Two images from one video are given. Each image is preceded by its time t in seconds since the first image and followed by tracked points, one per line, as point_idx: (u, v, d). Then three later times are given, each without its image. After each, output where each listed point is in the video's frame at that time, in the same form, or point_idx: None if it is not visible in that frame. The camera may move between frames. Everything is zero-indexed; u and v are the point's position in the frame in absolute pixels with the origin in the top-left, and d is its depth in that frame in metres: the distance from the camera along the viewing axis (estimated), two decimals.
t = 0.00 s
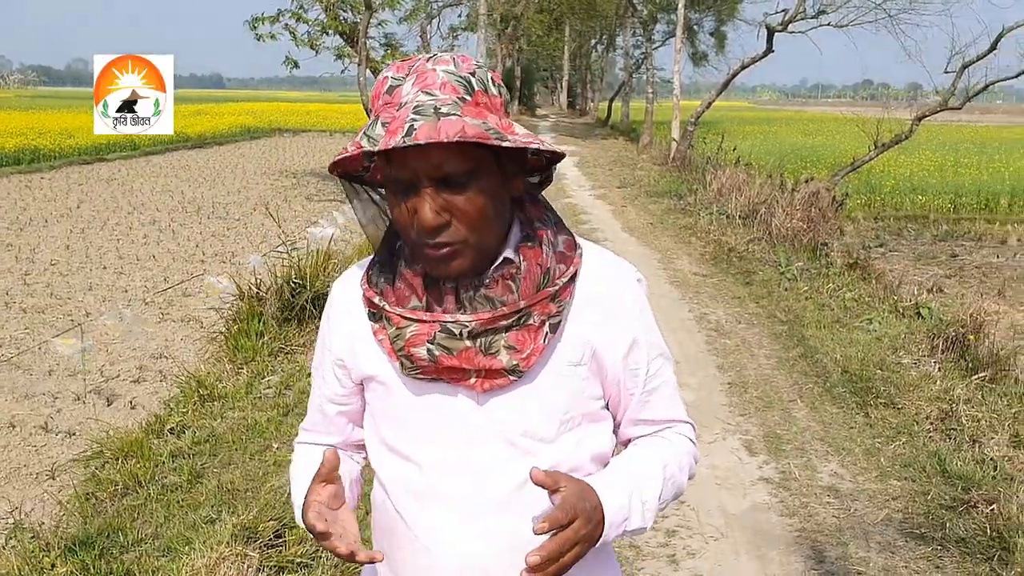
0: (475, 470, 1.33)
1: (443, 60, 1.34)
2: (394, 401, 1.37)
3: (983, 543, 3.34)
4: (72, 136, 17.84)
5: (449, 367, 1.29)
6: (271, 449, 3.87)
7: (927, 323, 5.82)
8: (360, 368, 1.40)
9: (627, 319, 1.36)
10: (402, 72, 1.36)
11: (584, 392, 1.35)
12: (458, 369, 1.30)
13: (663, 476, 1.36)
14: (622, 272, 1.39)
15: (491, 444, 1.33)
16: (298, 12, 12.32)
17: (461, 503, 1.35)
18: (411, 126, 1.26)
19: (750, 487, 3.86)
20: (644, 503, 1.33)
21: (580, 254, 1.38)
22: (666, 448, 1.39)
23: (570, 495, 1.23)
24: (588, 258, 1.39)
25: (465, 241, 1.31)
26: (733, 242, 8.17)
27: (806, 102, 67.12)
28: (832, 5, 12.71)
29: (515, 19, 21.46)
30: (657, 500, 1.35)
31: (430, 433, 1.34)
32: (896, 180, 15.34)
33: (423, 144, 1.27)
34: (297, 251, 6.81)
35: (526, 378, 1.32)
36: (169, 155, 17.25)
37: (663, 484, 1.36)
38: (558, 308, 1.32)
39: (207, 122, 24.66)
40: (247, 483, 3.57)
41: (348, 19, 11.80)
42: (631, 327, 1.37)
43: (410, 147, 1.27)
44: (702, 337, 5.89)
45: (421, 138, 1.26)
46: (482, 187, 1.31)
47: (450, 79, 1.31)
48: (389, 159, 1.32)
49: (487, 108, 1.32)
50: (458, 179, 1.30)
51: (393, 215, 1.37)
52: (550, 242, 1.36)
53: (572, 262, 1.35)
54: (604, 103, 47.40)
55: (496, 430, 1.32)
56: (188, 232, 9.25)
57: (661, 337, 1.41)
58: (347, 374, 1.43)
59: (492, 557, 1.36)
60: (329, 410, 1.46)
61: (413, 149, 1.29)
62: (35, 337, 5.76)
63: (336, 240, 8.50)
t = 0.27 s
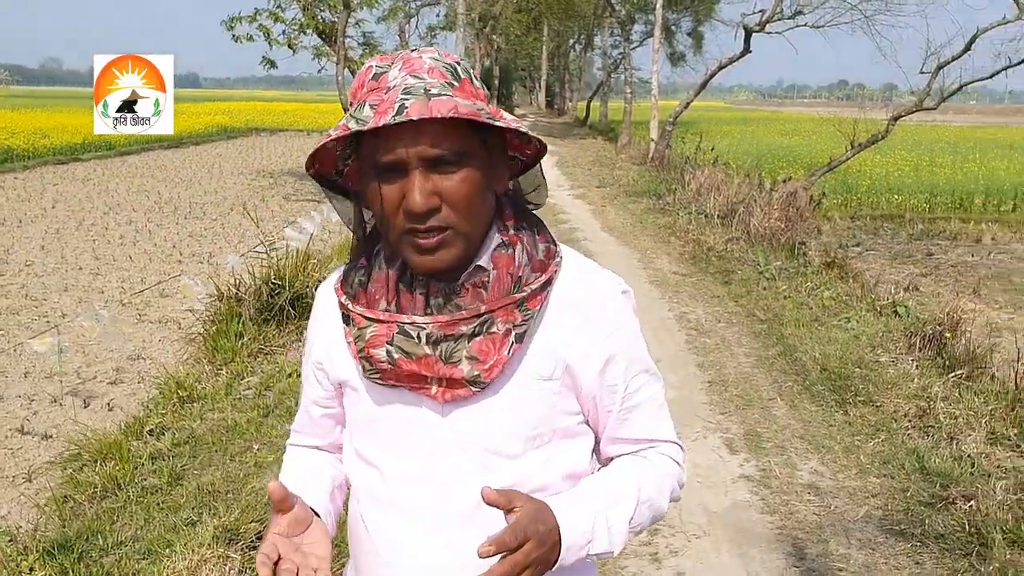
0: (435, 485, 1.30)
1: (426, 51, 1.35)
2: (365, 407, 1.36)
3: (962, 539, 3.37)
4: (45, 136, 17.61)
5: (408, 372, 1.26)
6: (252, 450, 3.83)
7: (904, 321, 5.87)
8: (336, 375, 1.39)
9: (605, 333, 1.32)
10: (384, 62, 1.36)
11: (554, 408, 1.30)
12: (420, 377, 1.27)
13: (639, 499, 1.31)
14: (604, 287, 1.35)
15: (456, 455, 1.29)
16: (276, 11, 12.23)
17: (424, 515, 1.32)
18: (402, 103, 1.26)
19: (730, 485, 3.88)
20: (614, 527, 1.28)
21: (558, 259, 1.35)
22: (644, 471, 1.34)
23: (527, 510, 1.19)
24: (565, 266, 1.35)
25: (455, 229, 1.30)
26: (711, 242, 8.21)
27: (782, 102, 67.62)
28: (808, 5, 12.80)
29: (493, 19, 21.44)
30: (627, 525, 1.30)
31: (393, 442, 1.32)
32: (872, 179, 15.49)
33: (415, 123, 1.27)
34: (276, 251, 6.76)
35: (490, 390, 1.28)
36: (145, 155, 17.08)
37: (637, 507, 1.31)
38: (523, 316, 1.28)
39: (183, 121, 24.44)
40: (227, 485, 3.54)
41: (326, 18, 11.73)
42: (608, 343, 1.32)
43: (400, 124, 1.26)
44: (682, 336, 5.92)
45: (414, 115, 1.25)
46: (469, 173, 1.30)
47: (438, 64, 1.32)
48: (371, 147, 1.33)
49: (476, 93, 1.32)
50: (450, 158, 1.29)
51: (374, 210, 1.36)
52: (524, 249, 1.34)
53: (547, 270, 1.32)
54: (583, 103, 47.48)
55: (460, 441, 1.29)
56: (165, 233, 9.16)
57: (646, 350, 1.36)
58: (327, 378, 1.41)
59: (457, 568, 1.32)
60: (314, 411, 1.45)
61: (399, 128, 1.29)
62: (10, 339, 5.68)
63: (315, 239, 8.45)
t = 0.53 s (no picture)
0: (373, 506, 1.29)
1: (397, 49, 1.33)
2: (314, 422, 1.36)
3: (938, 532, 3.42)
4: (17, 137, 17.39)
5: (344, 383, 1.26)
6: (233, 451, 3.81)
7: (880, 319, 5.94)
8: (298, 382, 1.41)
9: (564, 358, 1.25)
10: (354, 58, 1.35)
11: (506, 436, 1.25)
12: (357, 390, 1.26)
13: (594, 541, 1.24)
14: (569, 310, 1.28)
15: (399, 477, 1.26)
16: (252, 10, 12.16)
17: (364, 534, 1.30)
18: (364, 101, 1.24)
19: (711, 481, 3.91)
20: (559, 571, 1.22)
21: (524, 276, 1.30)
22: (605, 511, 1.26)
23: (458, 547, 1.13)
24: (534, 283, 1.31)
25: (415, 236, 1.27)
26: (689, 241, 8.26)
27: (757, 102, 68.07)
28: (783, 6, 12.91)
29: (470, 20, 21.42)
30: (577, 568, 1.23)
31: (338, 458, 1.31)
32: (846, 179, 15.65)
33: (376, 121, 1.25)
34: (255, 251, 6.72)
35: (433, 411, 1.25)
36: (119, 155, 16.90)
37: (591, 549, 1.24)
38: (469, 334, 1.24)
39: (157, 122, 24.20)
40: (209, 485, 3.53)
41: (303, 18, 11.67)
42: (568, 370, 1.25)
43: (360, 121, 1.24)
44: (661, 335, 5.95)
45: (373, 113, 1.23)
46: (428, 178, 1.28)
47: (407, 63, 1.30)
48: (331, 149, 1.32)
49: (443, 96, 1.30)
50: (410, 161, 1.26)
51: (336, 216, 1.35)
52: (481, 264, 1.30)
53: (504, 289, 1.27)
54: (559, 103, 47.52)
55: (401, 461, 1.26)
56: (141, 234, 9.07)
57: (618, 376, 1.29)
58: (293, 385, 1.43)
59: None
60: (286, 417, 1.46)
61: (358, 128, 1.27)
62: None
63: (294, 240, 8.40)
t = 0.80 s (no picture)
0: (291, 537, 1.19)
1: (327, 45, 1.22)
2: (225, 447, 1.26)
3: (900, 527, 3.48)
4: None
5: (255, 406, 1.17)
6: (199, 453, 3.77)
7: (842, 316, 6.03)
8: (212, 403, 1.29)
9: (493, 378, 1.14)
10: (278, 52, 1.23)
11: (432, 464, 1.15)
12: (270, 413, 1.16)
13: None
14: (500, 322, 1.18)
15: (314, 507, 1.17)
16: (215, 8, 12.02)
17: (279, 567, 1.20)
18: (292, 102, 1.14)
19: (678, 479, 3.94)
20: None
21: (455, 290, 1.20)
22: (540, 541, 1.14)
23: None
24: (467, 299, 1.20)
25: (347, 247, 1.18)
26: (655, 240, 8.32)
27: (720, 102, 68.71)
28: (747, 7, 13.03)
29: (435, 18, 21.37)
30: None
31: (251, 486, 1.22)
32: (809, 178, 15.84)
33: (304, 124, 1.16)
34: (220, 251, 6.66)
35: (353, 439, 1.15)
36: (79, 154, 16.64)
37: None
38: (392, 355, 1.14)
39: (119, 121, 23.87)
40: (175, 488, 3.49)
41: (267, 16, 11.57)
42: (498, 391, 1.14)
43: (288, 124, 1.15)
44: (628, 333, 5.98)
45: (303, 117, 1.14)
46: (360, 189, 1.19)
47: (339, 61, 1.19)
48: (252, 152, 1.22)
49: (378, 100, 1.20)
50: (341, 170, 1.18)
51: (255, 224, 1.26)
52: (406, 279, 1.20)
53: (433, 304, 1.17)
54: (525, 101, 47.57)
55: (314, 492, 1.17)
56: (103, 234, 8.94)
57: (557, 394, 1.18)
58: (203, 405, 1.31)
59: None
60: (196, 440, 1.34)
61: (285, 131, 1.18)
62: None
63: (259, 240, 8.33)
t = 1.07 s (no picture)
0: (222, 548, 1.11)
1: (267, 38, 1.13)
2: (140, 460, 1.13)
3: (843, 519, 3.57)
4: None
5: (196, 418, 1.07)
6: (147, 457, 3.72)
7: (787, 313, 6.16)
8: (116, 421, 1.15)
9: (434, 369, 1.11)
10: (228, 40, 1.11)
11: (375, 463, 1.10)
12: (210, 423, 1.07)
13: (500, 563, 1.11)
14: (438, 318, 1.15)
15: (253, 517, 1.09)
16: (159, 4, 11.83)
17: None
18: (260, 105, 1.07)
19: (627, 474, 3.99)
20: None
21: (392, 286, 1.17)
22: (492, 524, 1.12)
23: None
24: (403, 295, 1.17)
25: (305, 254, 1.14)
26: (605, 239, 8.40)
27: (668, 102, 69.46)
28: (693, 8, 13.21)
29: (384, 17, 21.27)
30: None
31: (176, 499, 1.11)
32: (755, 178, 16.10)
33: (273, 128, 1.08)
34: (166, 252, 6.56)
35: (300, 446, 1.08)
36: (18, 153, 16.25)
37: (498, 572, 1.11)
38: (345, 355, 1.09)
39: (59, 118, 23.37)
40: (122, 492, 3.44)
41: (213, 13, 11.41)
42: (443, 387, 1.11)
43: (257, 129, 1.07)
44: (578, 332, 6.04)
45: (275, 121, 1.07)
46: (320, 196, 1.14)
47: (288, 58, 1.11)
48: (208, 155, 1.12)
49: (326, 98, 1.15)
50: (304, 175, 1.12)
51: (185, 228, 1.17)
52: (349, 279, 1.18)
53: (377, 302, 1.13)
54: (474, 101, 47.57)
55: (255, 501, 1.09)
56: (44, 235, 8.75)
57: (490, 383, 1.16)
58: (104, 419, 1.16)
59: None
60: (91, 459, 1.19)
61: (252, 137, 1.10)
62: None
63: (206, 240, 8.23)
